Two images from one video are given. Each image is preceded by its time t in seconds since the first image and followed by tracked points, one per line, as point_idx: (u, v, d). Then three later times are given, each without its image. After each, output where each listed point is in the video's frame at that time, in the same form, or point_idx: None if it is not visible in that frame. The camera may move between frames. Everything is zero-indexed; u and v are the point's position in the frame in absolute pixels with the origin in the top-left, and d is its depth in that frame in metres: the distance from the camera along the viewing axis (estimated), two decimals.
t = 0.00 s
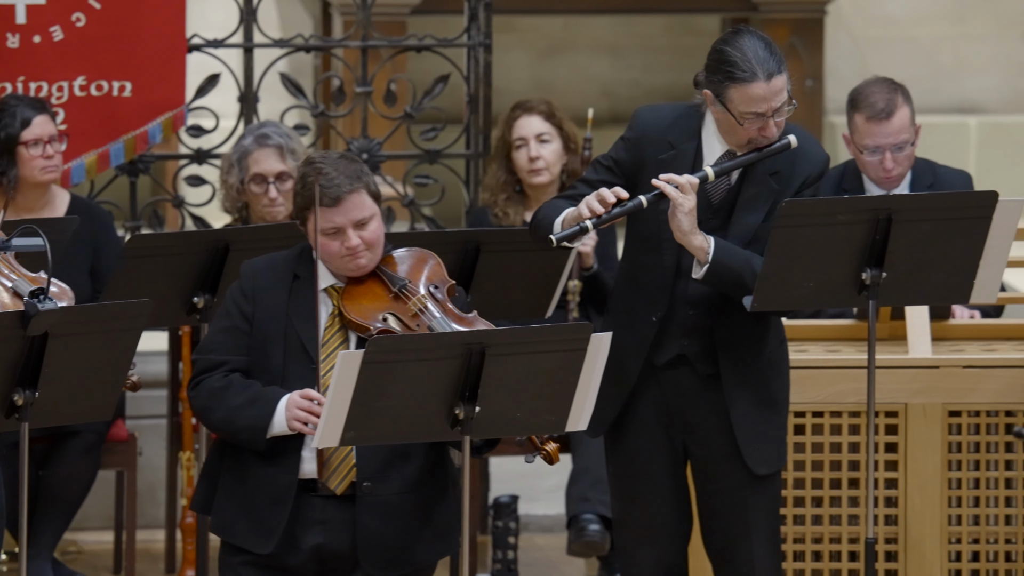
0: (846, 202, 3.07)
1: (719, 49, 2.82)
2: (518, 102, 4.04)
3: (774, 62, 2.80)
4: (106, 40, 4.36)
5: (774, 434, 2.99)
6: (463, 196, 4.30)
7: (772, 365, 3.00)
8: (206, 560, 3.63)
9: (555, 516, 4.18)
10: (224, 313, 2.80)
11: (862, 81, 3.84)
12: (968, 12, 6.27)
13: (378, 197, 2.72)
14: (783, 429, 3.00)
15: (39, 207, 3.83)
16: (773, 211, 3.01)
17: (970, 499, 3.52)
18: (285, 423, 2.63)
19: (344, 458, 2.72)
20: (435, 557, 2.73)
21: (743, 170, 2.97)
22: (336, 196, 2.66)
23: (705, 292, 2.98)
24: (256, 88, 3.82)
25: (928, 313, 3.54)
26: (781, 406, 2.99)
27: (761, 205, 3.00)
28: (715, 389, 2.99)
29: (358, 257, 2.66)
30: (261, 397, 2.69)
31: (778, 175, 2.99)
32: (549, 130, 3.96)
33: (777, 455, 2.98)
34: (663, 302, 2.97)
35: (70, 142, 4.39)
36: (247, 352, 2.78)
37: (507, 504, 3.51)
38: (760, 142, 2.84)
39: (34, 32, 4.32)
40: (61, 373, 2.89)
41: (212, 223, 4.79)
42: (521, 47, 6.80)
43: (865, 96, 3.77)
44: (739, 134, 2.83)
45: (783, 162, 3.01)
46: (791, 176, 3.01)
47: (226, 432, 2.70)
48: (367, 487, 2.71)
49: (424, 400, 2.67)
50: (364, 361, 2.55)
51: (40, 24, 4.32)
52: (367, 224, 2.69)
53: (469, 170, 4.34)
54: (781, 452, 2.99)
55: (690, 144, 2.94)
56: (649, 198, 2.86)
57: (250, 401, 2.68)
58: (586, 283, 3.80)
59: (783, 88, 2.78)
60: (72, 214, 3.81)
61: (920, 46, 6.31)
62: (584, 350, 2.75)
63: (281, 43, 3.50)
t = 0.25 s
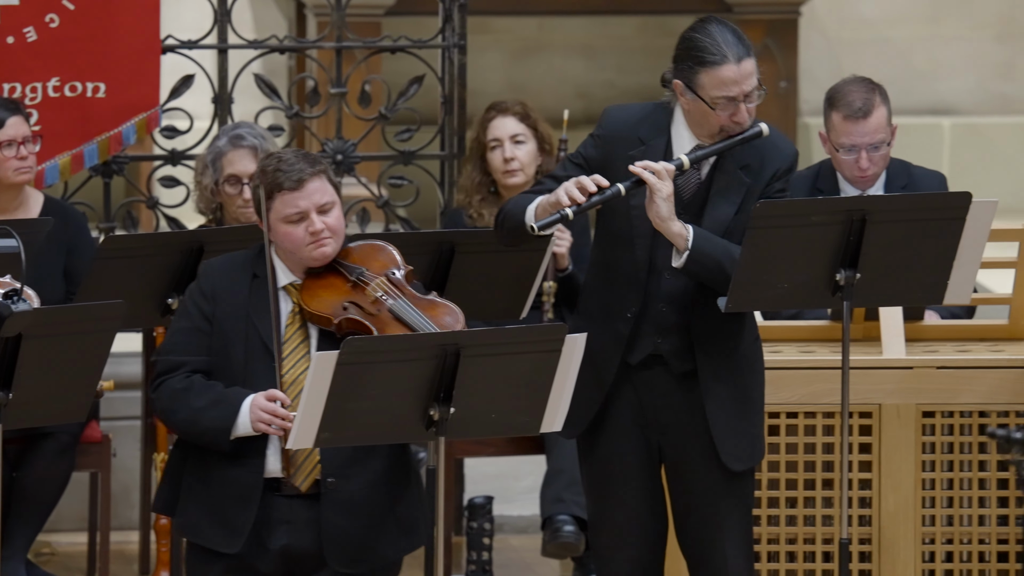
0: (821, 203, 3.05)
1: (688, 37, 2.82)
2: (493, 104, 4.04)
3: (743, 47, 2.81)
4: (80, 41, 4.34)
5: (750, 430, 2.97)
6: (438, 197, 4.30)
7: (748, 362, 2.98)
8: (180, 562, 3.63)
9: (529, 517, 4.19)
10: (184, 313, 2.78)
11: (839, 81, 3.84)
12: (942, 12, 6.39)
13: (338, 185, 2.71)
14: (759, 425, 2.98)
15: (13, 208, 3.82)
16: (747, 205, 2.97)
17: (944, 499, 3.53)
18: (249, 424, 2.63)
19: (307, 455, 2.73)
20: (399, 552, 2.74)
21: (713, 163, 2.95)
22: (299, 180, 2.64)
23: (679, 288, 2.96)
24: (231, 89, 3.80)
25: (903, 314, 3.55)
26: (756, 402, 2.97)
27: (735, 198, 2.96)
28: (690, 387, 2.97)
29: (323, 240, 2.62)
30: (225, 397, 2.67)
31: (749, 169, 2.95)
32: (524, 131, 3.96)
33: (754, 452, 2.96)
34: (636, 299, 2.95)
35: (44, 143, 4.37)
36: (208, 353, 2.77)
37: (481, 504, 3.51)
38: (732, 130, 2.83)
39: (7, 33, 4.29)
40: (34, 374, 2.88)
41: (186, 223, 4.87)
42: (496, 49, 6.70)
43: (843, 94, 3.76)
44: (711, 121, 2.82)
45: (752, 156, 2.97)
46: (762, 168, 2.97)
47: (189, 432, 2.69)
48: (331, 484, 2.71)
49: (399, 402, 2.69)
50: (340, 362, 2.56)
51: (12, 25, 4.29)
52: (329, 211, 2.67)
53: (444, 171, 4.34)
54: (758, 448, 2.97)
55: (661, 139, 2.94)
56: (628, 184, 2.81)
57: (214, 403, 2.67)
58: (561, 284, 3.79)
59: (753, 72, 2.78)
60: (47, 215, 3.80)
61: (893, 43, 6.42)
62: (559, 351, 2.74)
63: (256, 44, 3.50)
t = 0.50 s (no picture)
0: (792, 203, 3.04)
1: (648, 23, 2.84)
2: (466, 105, 4.04)
3: (701, 30, 2.83)
4: (52, 41, 4.30)
5: (726, 423, 2.94)
6: (412, 197, 4.30)
7: (722, 354, 2.95)
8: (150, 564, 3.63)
9: (503, 518, 4.20)
10: (134, 313, 2.78)
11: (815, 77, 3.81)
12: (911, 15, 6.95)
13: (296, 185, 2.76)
14: (735, 416, 2.95)
15: None
16: (714, 195, 2.96)
17: (916, 500, 3.54)
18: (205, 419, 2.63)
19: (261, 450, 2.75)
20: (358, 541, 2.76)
21: (678, 153, 2.94)
22: (264, 180, 2.68)
23: (651, 281, 2.93)
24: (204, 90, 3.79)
25: (875, 314, 3.55)
26: (732, 394, 2.94)
27: (701, 188, 2.95)
28: (665, 382, 2.94)
29: (283, 243, 2.68)
30: (177, 397, 2.67)
31: (714, 160, 2.95)
32: (497, 132, 3.96)
33: (731, 444, 2.94)
34: (608, 295, 2.92)
35: (15, 144, 4.33)
36: (159, 351, 2.77)
37: (455, 505, 3.51)
38: (697, 114, 2.83)
39: None
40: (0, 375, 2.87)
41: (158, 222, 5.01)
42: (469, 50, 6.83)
43: (819, 88, 3.73)
44: (676, 105, 2.82)
45: (718, 146, 2.97)
46: (728, 159, 2.97)
47: (143, 429, 2.69)
48: (285, 477, 2.73)
49: (372, 403, 2.71)
50: (313, 362, 2.59)
51: None
52: (288, 212, 2.72)
53: (416, 172, 4.33)
54: (735, 440, 2.94)
55: (626, 135, 2.93)
56: (598, 168, 2.77)
57: (168, 403, 2.67)
58: (534, 285, 3.78)
59: (713, 53, 2.79)
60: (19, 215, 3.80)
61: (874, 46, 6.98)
62: (534, 350, 2.75)
63: (228, 45, 3.49)
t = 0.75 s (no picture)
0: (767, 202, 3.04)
1: (613, 23, 2.84)
2: (442, 105, 4.05)
3: (667, 29, 2.83)
4: (26, 41, 4.20)
5: (705, 420, 2.90)
6: (387, 199, 4.30)
7: (698, 351, 2.92)
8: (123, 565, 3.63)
9: (478, 519, 4.21)
10: (91, 318, 2.80)
11: (791, 73, 3.81)
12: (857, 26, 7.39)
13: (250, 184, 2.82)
14: (711, 413, 2.91)
15: None
16: (684, 192, 2.94)
17: (891, 500, 3.54)
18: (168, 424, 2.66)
19: (224, 451, 2.79)
20: (322, 541, 2.83)
21: (648, 151, 2.94)
22: (218, 182, 2.74)
23: (625, 280, 2.90)
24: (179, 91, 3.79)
25: (850, 315, 3.56)
26: (708, 391, 2.91)
27: (670, 184, 2.93)
28: (642, 381, 2.91)
29: (237, 244, 2.78)
30: (138, 401, 2.70)
31: (683, 157, 2.94)
32: (472, 133, 3.96)
33: (709, 440, 2.90)
34: (587, 297, 2.89)
35: None
36: (117, 355, 2.80)
37: (430, 506, 3.51)
38: (664, 112, 2.83)
39: None
40: None
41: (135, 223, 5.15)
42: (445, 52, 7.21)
43: (794, 84, 3.73)
44: (643, 104, 2.82)
45: (687, 144, 2.95)
46: (697, 156, 2.95)
47: (106, 434, 2.72)
48: (249, 479, 2.79)
49: (347, 406, 2.73)
50: (288, 364, 2.61)
51: None
52: (242, 212, 2.80)
53: (392, 173, 4.33)
54: (713, 437, 2.91)
55: (594, 138, 2.93)
56: (566, 170, 2.76)
57: (129, 408, 2.69)
58: (510, 287, 3.78)
59: (679, 51, 2.79)
60: None
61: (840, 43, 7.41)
62: (510, 350, 2.76)
63: (203, 45, 3.49)
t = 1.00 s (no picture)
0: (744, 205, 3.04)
1: (590, 32, 2.80)
2: (420, 106, 4.05)
3: (644, 39, 2.80)
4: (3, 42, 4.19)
5: (677, 423, 2.88)
6: (366, 200, 4.29)
7: (674, 355, 2.89)
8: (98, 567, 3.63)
9: (457, 520, 4.21)
10: (62, 320, 2.80)
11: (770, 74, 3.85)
12: (866, 21, 7.42)
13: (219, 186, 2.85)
14: (685, 416, 2.89)
15: None
16: (662, 198, 2.94)
17: (870, 500, 3.55)
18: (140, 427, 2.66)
19: (199, 453, 2.79)
20: (298, 542, 2.84)
21: (626, 157, 2.91)
22: (187, 184, 2.76)
23: (603, 283, 2.86)
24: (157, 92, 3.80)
25: (828, 317, 3.57)
26: (683, 396, 2.89)
27: (648, 192, 2.92)
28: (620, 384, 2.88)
29: (206, 246, 2.80)
30: (108, 407, 2.69)
31: (661, 162, 2.92)
32: (451, 134, 3.97)
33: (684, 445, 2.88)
34: (567, 303, 2.86)
35: None
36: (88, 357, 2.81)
37: (409, 508, 3.51)
38: (641, 120, 2.81)
39: None
40: None
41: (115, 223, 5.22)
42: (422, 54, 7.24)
43: (774, 82, 3.77)
44: (620, 114, 2.80)
45: (664, 148, 2.94)
46: (675, 161, 2.94)
47: (78, 437, 2.72)
48: (224, 480, 2.79)
49: (325, 407, 2.73)
50: (268, 365, 2.61)
51: None
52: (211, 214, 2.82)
53: (371, 175, 4.32)
54: (687, 440, 2.89)
55: (572, 143, 2.93)
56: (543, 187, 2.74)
57: (100, 414, 2.69)
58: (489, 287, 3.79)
59: (656, 62, 2.77)
60: None
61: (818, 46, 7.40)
62: (489, 352, 2.76)
63: (181, 46, 3.50)
